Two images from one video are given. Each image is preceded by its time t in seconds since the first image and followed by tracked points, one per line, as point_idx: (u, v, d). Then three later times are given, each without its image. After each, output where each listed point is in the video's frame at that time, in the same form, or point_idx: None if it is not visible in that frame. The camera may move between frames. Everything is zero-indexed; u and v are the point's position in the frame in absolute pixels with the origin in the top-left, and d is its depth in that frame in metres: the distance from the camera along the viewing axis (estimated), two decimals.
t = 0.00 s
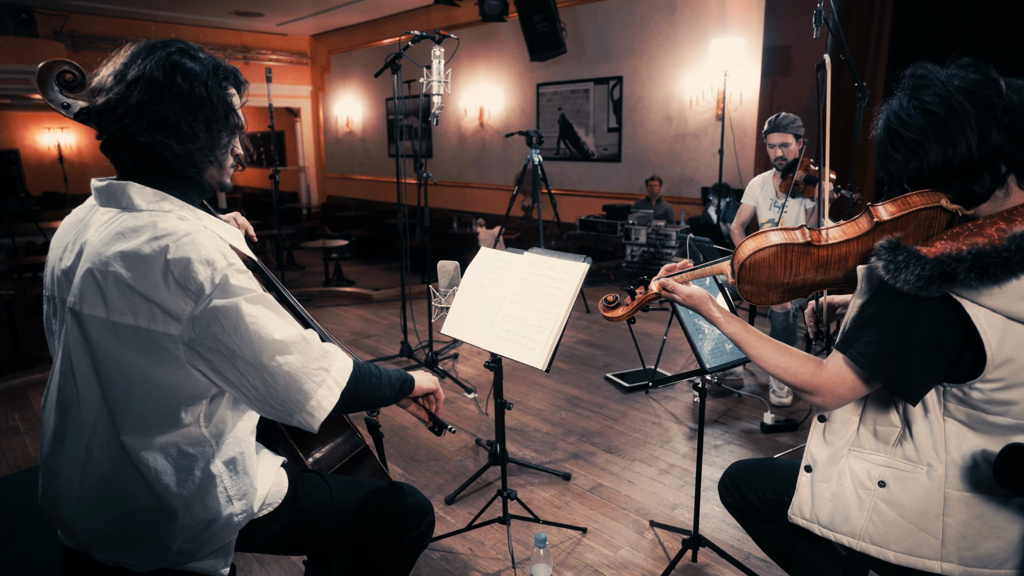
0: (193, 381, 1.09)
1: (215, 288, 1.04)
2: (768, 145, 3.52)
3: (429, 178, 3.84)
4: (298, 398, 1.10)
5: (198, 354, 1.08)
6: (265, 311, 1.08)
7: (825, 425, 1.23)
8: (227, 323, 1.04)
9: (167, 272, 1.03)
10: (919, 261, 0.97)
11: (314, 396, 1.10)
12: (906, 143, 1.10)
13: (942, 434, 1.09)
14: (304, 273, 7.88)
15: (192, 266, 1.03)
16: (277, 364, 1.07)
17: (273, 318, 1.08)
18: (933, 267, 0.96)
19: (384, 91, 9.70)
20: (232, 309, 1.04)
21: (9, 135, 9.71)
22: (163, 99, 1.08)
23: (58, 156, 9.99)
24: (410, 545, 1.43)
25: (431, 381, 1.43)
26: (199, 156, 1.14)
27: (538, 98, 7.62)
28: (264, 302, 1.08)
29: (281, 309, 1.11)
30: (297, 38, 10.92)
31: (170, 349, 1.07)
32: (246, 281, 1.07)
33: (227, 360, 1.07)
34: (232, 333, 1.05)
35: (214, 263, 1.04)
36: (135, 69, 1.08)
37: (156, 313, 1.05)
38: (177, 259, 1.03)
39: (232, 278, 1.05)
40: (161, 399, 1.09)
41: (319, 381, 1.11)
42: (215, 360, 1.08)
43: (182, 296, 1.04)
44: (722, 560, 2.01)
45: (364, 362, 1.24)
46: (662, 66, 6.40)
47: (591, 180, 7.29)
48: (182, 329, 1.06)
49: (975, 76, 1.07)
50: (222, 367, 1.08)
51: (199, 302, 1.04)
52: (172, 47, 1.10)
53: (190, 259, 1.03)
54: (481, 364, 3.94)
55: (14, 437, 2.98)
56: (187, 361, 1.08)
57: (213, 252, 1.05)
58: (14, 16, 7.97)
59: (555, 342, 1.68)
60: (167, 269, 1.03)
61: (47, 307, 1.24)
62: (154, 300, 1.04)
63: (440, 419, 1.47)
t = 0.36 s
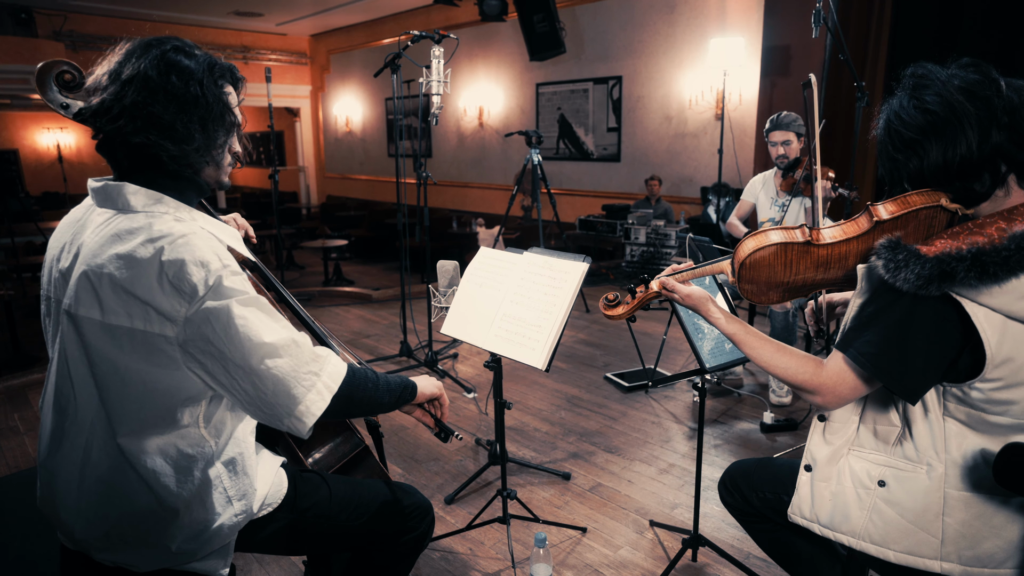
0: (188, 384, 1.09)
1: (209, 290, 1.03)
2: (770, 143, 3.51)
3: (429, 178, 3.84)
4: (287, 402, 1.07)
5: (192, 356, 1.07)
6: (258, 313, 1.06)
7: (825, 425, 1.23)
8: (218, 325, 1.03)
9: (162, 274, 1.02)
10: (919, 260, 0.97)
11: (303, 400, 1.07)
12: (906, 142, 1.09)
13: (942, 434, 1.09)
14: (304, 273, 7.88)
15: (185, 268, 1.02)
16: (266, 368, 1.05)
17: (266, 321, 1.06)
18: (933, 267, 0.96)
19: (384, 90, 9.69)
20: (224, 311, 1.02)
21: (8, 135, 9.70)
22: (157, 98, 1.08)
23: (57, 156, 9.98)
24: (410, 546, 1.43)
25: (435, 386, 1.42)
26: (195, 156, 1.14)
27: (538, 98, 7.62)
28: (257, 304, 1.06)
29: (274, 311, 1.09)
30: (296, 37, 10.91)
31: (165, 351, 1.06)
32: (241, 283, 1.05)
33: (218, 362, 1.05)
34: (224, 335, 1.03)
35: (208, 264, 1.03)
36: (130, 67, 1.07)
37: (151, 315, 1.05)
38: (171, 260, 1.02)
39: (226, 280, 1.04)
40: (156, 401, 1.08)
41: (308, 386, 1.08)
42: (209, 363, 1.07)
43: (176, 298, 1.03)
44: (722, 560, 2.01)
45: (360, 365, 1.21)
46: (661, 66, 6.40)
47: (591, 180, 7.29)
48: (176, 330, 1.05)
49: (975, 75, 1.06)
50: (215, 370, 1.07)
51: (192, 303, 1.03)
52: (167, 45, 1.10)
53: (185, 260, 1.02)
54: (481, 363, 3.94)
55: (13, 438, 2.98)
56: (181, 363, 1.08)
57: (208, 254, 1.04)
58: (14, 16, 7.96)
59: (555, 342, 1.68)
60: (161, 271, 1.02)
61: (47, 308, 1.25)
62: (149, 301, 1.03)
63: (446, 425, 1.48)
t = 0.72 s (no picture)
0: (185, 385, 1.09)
1: (205, 292, 1.03)
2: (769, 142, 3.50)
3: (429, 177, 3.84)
4: (278, 405, 1.07)
5: (189, 357, 1.07)
6: (253, 314, 1.06)
7: (824, 420, 1.23)
8: (213, 327, 1.02)
9: (159, 275, 1.03)
10: (921, 257, 0.98)
11: (294, 403, 1.07)
12: (913, 138, 1.09)
13: (942, 429, 1.10)
14: (304, 273, 7.87)
15: (182, 269, 1.02)
16: (256, 370, 1.05)
17: (261, 322, 1.06)
18: (934, 264, 0.96)
19: (384, 90, 9.69)
20: (219, 313, 1.02)
21: (8, 135, 9.71)
22: (154, 98, 1.08)
23: (57, 156, 9.98)
24: (410, 545, 1.44)
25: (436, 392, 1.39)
26: (192, 157, 1.14)
27: (538, 97, 7.63)
28: (252, 306, 1.06)
29: (269, 313, 1.09)
30: (296, 37, 10.92)
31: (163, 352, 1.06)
32: (237, 285, 1.05)
33: (213, 364, 1.05)
34: (219, 338, 1.03)
35: (205, 266, 1.03)
36: (125, 67, 1.07)
37: (148, 316, 1.05)
38: (168, 262, 1.02)
39: (222, 281, 1.04)
40: (153, 402, 1.09)
41: (298, 389, 1.08)
42: (204, 364, 1.07)
43: (173, 300, 1.03)
44: (722, 559, 2.02)
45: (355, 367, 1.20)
46: (661, 66, 6.40)
47: (591, 180, 7.29)
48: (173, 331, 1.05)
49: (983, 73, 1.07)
50: (211, 371, 1.06)
51: (188, 305, 1.03)
52: (163, 43, 1.10)
53: (181, 261, 1.02)
54: (481, 363, 3.95)
55: (15, 437, 2.99)
56: (179, 364, 1.08)
57: (205, 255, 1.04)
58: (14, 16, 7.97)
59: (555, 341, 1.68)
60: (159, 272, 1.02)
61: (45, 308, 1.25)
62: (147, 303, 1.04)
63: (452, 432, 1.47)
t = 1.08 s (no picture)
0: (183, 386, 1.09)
1: (200, 292, 1.02)
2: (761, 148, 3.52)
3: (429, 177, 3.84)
4: (268, 407, 1.06)
5: (186, 357, 1.07)
6: (246, 314, 1.05)
7: (822, 414, 1.23)
8: (206, 327, 1.02)
9: (155, 275, 1.03)
10: (920, 254, 0.98)
11: (283, 404, 1.05)
12: (923, 130, 1.08)
13: (939, 424, 1.10)
14: (304, 273, 7.88)
15: (178, 269, 1.02)
16: (246, 370, 1.03)
17: (254, 321, 1.05)
18: (934, 261, 0.97)
19: (384, 90, 9.69)
20: (212, 313, 1.02)
21: (9, 135, 9.72)
22: (149, 98, 1.08)
23: (58, 156, 10.00)
24: (410, 544, 1.44)
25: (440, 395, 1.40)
26: (190, 157, 1.14)
27: (538, 98, 7.63)
28: (246, 306, 1.05)
29: (263, 313, 1.08)
30: (297, 38, 10.92)
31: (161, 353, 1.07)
32: (231, 285, 1.05)
33: (208, 364, 1.05)
34: (212, 338, 1.02)
35: (200, 265, 1.03)
36: (120, 68, 1.07)
37: (145, 317, 1.05)
38: (164, 262, 1.02)
39: (217, 281, 1.03)
40: (150, 403, 1.09)
41: (289, 390, 1.06)
42: (199, 364, 1.07)
43: (170, 301, 1.03)
44: (722, 559, 2.02)
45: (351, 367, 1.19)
46: (661, 66, 6.41)
47: (591, 180, 7.30)
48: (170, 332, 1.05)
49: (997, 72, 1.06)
50: (207, 372, 1.06)
51: (184, 305, 1.03)
52: (157, 42, 1.09)
53: (177, 261, 1.02)
54: (482, 363, 3.95)
55: (16, 436, 2.99)
56: (177, 364, 1.08)
57: (200, 255, 1.03)
58: (16, 16, 8.00)
59: (556, 341, 1.69)
60: (155, 273, 1.03)
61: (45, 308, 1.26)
62: (144, 304, 1.04)
63: (458, 435, 1.48)
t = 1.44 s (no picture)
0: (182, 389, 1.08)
1: (196, 292, 1.02)
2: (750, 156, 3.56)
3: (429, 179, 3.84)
4: (262, 403, 1.03)
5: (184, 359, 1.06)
6: (241, 312, 1.03)
7: (824, 425, 1.23)
8: (202, 326, 1.01)
9: (153, 277, 1.03)
10: (921, 266, 0.98)
11: (276, 400, 1.02)
12: (899, 156, 1.10)
13: (942, 433, 1.10)
14: (305, 275, 7.88)
15: (174, 269, 1.01)
16: (239, 367, 1.01)
17: (248, 319, 1.03)
18: (934, 272, 0.97)
19: (384, 92, 9.70)
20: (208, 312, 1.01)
21: (9, 137, 9.73)
22: (146, 101, 1.08)
23: (58, 157, 10.00)
24: (412, 547, 1.44)
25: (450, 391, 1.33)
26: (189, 159, 1.14)
27: (538, 100, 7.64)
28: (241, 305, 1.03)
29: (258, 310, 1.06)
30: (297, 40, 10.94)
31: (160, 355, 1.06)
32: (227, 283, 1.04)
33: (206, 364, 1.04)
34: (207, 336, 1.01)
35: (196, 265, 1.02)
36: (116, 70, 1.07)
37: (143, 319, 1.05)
38: (162, 265, 1.02)
39: (213, 280, 1.03)
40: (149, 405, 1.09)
41: (282, 385, 1.03)
42: (198, 365, 1.06)
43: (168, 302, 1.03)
44: (722, 561, 2.02)
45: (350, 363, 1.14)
46: (660, 68, 6.42)
47: (591, 182, 7.30)
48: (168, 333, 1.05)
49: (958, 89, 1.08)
50: (205, 373, 1.06)
51: (181, 306, 1.03)
52: (153, 43, 1.09)
53: (173, 261, 1.02)
54: (482, 365, 3.95)
55: (15, 439, 2.99)
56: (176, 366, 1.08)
57: (197, 255, 1.03)
58: (17, 18, 8.02)
59: (556, 343, 1.69)
60: (153, 274, 1.03)
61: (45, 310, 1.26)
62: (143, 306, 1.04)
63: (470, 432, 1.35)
